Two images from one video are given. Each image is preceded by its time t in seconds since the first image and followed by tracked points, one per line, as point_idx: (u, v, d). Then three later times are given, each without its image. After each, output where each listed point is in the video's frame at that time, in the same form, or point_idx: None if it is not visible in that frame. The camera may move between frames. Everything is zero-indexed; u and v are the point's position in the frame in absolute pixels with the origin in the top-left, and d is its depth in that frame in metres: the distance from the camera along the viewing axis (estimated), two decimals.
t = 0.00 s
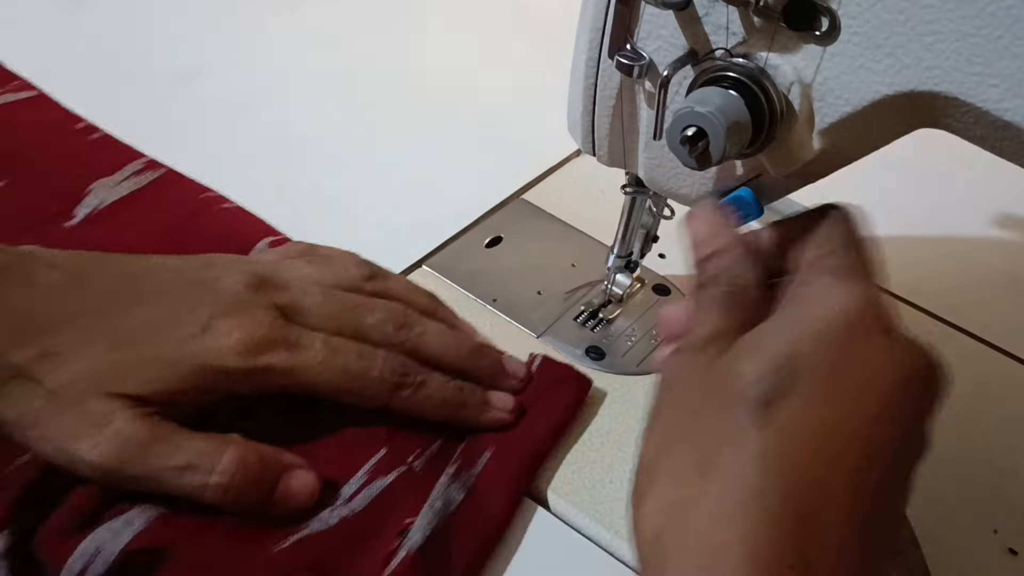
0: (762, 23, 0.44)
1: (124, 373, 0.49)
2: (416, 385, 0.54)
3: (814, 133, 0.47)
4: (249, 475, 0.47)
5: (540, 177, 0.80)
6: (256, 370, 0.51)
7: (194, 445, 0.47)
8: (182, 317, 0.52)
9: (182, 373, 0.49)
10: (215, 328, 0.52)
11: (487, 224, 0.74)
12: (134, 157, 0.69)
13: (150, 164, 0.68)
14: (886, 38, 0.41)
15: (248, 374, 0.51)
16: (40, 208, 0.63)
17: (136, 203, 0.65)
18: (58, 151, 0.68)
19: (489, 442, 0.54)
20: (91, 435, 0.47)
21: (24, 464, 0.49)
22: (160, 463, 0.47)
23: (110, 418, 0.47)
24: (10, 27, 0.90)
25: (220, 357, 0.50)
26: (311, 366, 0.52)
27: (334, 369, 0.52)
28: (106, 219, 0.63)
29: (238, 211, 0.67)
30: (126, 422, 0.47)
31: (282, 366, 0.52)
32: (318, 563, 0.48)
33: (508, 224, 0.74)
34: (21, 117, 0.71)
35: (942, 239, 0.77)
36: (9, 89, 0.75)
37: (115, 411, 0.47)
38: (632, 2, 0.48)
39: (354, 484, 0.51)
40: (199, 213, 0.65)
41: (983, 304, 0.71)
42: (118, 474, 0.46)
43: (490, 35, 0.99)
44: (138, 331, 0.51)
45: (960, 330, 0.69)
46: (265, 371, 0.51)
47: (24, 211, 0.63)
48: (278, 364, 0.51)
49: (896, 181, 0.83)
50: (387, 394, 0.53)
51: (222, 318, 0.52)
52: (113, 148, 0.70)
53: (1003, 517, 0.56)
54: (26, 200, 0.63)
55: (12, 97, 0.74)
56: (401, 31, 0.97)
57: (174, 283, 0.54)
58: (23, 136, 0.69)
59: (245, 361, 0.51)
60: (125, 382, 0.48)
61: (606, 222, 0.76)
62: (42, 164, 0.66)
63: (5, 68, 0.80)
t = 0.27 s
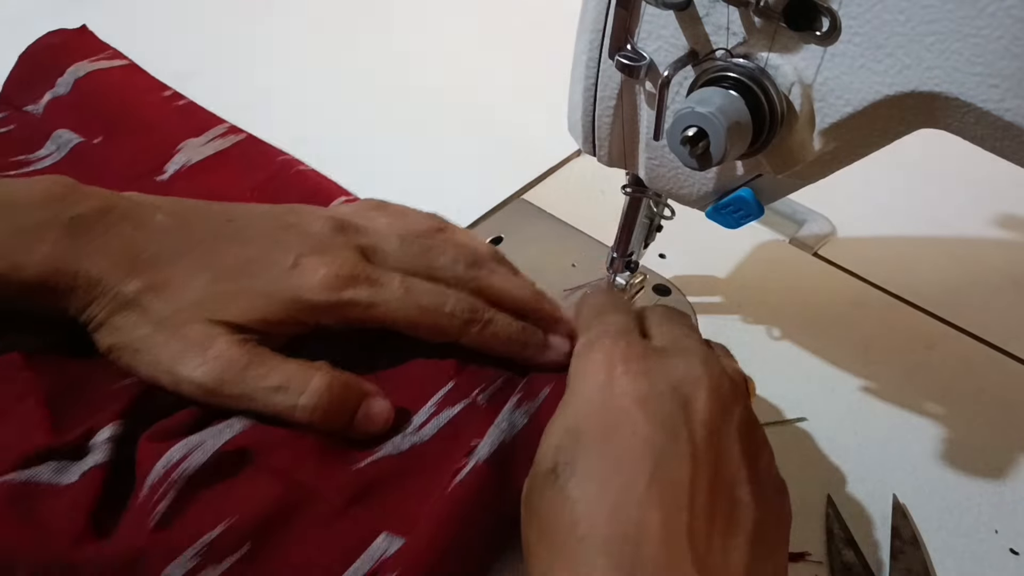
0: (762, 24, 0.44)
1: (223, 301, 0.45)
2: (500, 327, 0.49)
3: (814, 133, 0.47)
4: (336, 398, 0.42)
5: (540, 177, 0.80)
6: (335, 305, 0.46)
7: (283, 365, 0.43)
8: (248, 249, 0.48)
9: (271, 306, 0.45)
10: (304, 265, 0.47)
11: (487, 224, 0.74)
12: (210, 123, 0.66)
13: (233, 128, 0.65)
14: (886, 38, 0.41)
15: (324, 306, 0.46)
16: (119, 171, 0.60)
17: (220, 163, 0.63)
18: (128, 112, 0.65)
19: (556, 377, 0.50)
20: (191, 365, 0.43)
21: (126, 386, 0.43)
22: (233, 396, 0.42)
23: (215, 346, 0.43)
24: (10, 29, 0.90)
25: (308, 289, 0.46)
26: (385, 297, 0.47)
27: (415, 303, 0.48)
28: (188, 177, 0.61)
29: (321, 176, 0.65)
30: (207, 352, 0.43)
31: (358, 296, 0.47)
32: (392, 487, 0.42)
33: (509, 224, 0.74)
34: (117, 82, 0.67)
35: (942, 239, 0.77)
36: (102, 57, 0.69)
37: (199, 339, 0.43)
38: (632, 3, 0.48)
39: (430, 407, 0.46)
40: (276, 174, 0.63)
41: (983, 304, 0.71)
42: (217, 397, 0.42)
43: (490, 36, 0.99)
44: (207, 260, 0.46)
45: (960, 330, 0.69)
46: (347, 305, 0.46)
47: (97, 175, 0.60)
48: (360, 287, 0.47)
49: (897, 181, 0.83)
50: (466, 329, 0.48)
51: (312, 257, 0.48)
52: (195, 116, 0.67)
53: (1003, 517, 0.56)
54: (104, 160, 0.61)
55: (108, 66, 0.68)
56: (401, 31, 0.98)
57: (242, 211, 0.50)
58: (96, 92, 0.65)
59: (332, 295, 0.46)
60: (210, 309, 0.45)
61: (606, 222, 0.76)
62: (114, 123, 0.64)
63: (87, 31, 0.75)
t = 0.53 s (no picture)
0: (762, 24, 0.44)
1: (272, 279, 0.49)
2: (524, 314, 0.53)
3: (813, 134, 0.47)
4: (374, 372, 0.45)
5: (540, 177, 0.80)
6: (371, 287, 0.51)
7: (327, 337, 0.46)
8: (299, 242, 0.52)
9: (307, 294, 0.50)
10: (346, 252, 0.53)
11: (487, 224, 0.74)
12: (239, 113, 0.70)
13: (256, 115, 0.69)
14: (886, 38, 0.41)
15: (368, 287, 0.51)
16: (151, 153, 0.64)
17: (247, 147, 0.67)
18: (159, 100, 0.68)
19: (567, 354, 0.52)
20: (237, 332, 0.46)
21: (169, 358, 0.47)
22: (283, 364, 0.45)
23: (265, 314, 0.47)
24: (9, 29, 0.90)
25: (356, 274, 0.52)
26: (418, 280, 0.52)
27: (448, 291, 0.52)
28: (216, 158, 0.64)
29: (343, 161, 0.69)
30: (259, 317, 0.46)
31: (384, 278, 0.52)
32: (416, 459, 0.45)
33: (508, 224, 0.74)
34: (142, 69, 0.70)
35: (943, 239, 0.77)
36: (129, 46, 0.72)
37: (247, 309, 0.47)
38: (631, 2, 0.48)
39: (450, 383, 0.48)
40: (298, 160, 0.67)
41: (983, 304, 0.71)
42: (257, 365, 0.45)
43: (490, 36, 0.99)
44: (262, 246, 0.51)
45: (960, 330, 0.69)
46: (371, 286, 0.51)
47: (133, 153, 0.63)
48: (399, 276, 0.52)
49: (897, 181, 0.83)
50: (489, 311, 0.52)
51: (352, 243, 0.54)
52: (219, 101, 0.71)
53: (1003, 517, 0.56)
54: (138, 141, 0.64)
55: (134, 55, 0.71)
56: (400, 31, 0.97)
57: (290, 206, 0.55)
58: (123, 81, 0.68)
59: (371, 275, 0.52)
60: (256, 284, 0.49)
61: (606, 222, 0.76)
62: (144, 108, 0.67)
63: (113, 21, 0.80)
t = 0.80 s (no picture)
0: (762, 23, 0.44)
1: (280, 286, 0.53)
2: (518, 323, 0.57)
3: (814, 133, 0.47)
4: (372, 380, 0.49)
5: (540, 177, 0.80)
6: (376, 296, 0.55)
7: (331, 343, 0.49)
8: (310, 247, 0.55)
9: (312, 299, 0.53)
10: (356, 261, 0.56)
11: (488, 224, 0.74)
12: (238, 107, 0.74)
13: (259, 112, 0.73)
14: (886, 38, 0.41)
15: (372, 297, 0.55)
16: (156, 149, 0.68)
17: (249, 143, 0.71)
18: (160, 95, 0.72)
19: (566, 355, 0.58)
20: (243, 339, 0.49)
21: (170, 355, 0.51)
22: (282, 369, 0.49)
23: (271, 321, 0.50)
24: (10, 28, 0.90)
25: (364, 286, 0.55)
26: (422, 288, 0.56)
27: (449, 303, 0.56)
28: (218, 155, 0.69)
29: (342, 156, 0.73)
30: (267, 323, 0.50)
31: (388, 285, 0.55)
32: (415, 459, 0.50)
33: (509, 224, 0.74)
34: (146, 66, 0.74)
35: (942, 239, 0.77)
36: (133, 43, 0.76)
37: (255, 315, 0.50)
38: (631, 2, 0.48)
39: (450, 386, 0.53)
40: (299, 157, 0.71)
41: (983, 304, 0.71)
42: (260, 369, 0.49)
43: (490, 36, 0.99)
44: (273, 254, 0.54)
45: (960, 330, 0.69)
46: (378, 292, 0.55)
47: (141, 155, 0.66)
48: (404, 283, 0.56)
49: (897, 181, 0.83)
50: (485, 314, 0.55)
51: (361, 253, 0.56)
52: (221, 99, 0.74)
53: (1003, 517, 0.56)
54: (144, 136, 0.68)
55: (139, 51, 0.75)
56: (400, 31, 0.97)
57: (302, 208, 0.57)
58: (127, 78, 0.72)
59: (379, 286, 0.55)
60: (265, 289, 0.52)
61: (606, 222, 0.76)
62: (147, 105, 0.71)
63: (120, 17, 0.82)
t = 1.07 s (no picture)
0: (762, 23, 0.44)
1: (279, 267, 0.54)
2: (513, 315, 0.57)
3: (814, 134, 0.47)
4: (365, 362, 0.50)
5: (539, 177, 0.80)
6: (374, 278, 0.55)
7: (326, 317, 0.51)
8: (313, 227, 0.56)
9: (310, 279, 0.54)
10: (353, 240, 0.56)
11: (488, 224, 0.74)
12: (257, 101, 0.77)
13: (279, 105, 0.76)
14: (886, 38, 0.41)
15: (371, 280, 0.56)
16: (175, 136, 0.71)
17: (267, 133, 0.73)
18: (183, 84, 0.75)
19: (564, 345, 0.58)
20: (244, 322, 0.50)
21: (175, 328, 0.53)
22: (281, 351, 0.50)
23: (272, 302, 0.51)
24: (12, 27, 0.90)
25: (357, 262, 0.55)
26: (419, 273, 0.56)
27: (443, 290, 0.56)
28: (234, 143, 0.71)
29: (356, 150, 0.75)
30: (268, 302, 0.51)
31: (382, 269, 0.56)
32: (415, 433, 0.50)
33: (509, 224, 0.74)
34: (170, 57, 0.77)
35: (942, 239, 0.77)
36: (162, 35, 0.80)
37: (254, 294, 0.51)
38: (631, 2, 0.48)
39: (451, 372, 0.54)
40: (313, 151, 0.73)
41: (982, 304, 0.71)
42: (259, 339, 0.50)
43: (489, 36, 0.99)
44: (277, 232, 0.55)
45: (960, 330, 0.69)
46: (377, 276, 0.56)
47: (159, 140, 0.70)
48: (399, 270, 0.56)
49: (897, 181, 0.83)
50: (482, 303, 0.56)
51: (358, 232, 0.56)
52: (245, 92, 0.78)
53: (1003, 517, 0.56)
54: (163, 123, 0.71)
55: (166, 43, 0.79)
56: (400, 32, 0.98)
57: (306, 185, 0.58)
58: (152, 66, 0.75)
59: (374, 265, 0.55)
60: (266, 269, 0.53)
61: (606, 222, 0.76)
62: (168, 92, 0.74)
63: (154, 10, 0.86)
